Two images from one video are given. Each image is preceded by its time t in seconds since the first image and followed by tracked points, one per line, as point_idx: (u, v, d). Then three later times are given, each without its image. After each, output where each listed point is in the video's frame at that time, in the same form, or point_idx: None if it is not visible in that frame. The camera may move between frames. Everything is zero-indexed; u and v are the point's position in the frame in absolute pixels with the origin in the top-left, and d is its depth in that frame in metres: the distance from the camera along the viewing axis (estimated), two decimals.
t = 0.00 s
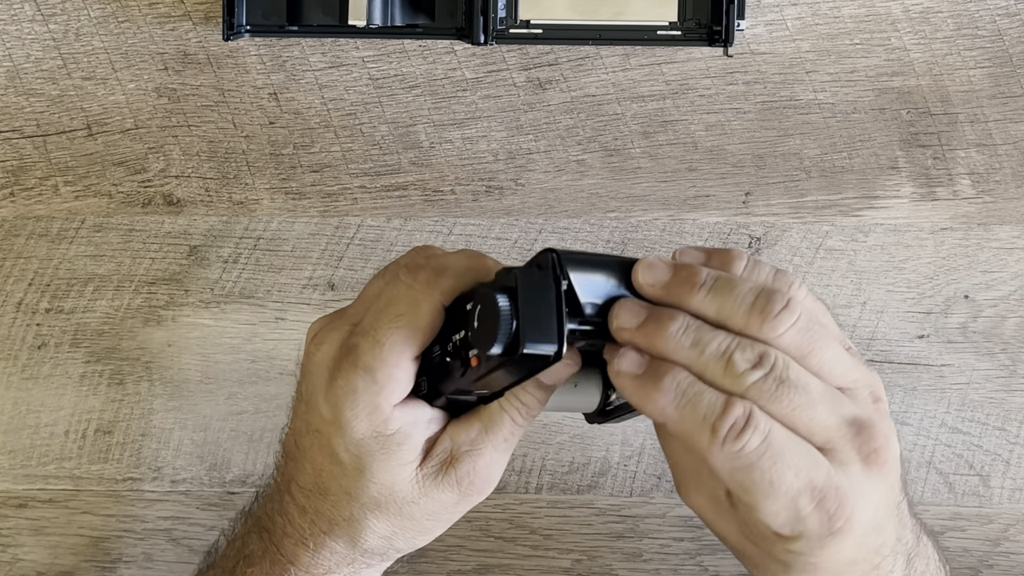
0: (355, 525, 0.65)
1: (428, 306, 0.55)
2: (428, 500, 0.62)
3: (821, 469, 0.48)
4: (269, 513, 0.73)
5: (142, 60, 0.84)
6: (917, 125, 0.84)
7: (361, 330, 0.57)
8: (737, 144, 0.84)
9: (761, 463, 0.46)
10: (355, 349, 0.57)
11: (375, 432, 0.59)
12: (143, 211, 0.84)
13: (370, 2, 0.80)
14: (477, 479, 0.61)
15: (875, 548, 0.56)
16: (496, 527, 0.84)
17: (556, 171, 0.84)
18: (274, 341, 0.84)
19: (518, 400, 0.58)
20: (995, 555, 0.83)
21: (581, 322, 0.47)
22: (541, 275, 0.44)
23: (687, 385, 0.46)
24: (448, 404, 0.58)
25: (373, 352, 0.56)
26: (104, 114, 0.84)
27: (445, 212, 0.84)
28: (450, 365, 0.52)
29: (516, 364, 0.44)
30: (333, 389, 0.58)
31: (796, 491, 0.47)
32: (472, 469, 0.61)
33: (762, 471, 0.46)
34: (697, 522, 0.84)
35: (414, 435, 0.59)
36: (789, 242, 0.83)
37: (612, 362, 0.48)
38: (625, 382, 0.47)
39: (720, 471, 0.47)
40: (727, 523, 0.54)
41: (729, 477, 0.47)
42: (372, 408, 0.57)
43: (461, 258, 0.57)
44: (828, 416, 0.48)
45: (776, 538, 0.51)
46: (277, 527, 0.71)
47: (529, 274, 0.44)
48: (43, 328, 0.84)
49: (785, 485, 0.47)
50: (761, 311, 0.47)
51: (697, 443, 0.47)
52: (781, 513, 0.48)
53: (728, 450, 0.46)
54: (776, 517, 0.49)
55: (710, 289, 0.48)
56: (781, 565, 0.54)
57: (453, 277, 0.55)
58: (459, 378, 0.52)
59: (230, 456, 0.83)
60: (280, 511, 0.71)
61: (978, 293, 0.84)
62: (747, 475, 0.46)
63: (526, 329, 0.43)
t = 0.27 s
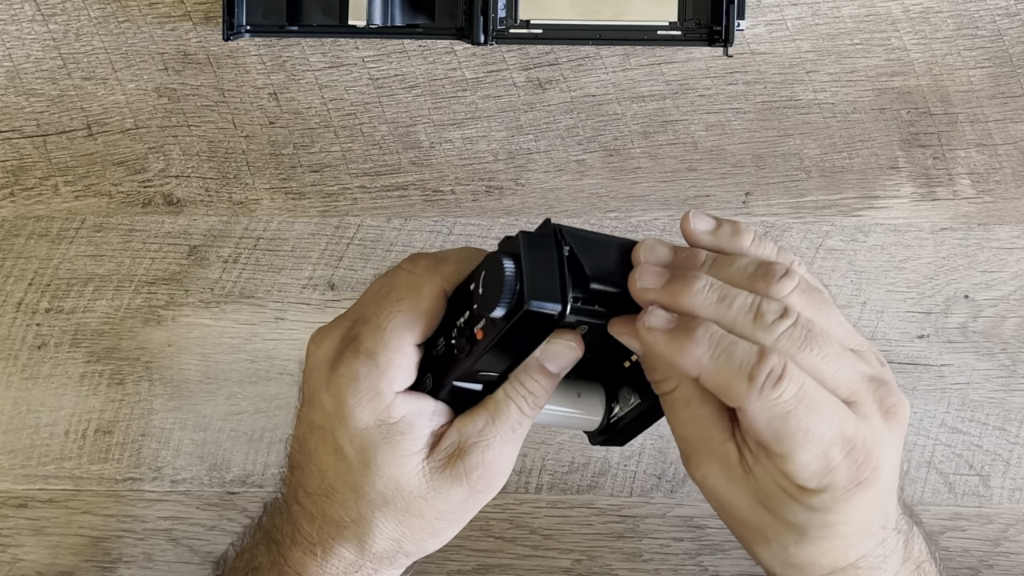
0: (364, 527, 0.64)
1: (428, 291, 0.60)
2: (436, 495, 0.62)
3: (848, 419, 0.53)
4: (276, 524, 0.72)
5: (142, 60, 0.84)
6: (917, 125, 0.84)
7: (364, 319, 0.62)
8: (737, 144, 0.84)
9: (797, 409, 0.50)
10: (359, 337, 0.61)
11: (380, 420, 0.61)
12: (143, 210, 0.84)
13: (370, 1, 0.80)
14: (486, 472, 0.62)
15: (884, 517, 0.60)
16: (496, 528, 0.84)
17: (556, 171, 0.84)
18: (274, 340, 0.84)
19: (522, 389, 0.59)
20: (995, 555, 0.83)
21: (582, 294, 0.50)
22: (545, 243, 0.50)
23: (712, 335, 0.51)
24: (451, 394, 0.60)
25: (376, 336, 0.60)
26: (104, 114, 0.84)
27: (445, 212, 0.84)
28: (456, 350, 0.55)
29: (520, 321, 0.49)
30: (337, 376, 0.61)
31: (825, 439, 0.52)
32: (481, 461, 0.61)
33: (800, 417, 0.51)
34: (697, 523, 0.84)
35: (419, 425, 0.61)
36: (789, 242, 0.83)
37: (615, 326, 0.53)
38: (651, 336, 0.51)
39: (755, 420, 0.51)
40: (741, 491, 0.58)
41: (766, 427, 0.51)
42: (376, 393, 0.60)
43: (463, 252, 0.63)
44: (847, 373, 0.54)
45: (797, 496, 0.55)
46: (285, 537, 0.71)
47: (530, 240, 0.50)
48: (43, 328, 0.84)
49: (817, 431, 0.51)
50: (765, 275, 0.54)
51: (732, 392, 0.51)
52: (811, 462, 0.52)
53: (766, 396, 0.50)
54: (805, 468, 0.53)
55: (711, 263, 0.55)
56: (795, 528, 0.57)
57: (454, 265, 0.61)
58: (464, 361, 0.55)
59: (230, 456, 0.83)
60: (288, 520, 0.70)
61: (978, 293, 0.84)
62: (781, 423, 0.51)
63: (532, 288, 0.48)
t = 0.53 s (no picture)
0: (366, 523, 0.64)
1: (426, 281, 0.62)
2: (439, 487, 0.62)
3: (833, 404, 0.53)
4: (277, 527, 0.72)
5: (142, 60, 0.84)
6: (917, 125, 0.84)
7: (363, 311, 0.63)
8: (737, 144, 0.84)
9: (781, 392, 0.51)
10: (359, 328, 0.62)
11: (382, 410, 0.61)
12: (143, 210, 0.84)
13: (370, 1, 0.80)
14: (488, 462, 0.62)
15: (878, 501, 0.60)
16: (496, 528, 0.84)
17: (556, 171, 0.84)
18: (274, 340, 0.84)
19: (522, 377, 0.60)
20: (995, 555, 0.83)
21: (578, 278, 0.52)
22: (542, 226, 0.52)
23: (700, 318, 0.52)
24: (450, 385, 0.61)
25: (376, 326, 0.61)
26: (104, 114, 0.84)
27: (445, 212, 0.84)
28: (456, 338, 0.57)
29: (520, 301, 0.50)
30: (336, 368, 0.62)
31: (810, 423, 0.52)
32: (482, 451, 0.61)
33: (784, 401, 0.51)
34: (697, 523, 0.84)
35: (421, 415, 0.62)
36: (789, 242, 0.83)
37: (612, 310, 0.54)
38: (638, 317, 0.53)
39: (740, 400, 0.51)
40: (732, 473, 0.58)
41: (751, 408, 0.51)
42: (377, 383, 0.61)
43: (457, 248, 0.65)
44: (834, 358, 0.56)
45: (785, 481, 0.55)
46: (285, 538, 0.70)
47: (528, 223, 0.52)
48: (43, 328, 0.84)
49: (803, 416, 0.51)
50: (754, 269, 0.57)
51: (718, 372, 0.52)
52: (795, 445, 0.53)
53: (750, 377, 0.50)
54: (790, 451, 0.53)
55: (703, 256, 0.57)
56: (784, 513, 0.57)
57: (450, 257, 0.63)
58: (464, 349, 0.56)
59: (230, 456, 0.83)
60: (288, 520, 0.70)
61: (978, 293, 0.84)
62: (765, 405, 0.51)
63: (531, 268, 0.50)
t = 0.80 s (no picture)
0: (368, 519, 0.64)
1: (426, 274, 0.62)
2: (441, 480, 0.62)
3: (826, 359, 0.54)
4: (278, 528, 0.72)
5: (142, 60, 0.84)
6: (917, 125, 0.84)
7: (364, 305, 0.63)
8: (737, 144, 0.84)
9: (783, 345, 0.51)
10: (361, 322, 0.63)
11: (383, 401, 0.62)
12: (143, 211, 0.84)
13: (370, 1, 0.80)
14: (489, 454, 0.62)
15: (870, 485, 0.61)
16: (496, 528, 0.84)
17: (556, 171, 0.84)
18: (274, 340, 0.84)
19: (524, 368, 0.60)
20: (995, 555, 0.83)
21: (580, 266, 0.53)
22: (543, 215, 0.54)
23: (704, 272, 0.52)
24: (452, 377, 0.62)
25: (377, 319, 0.62)
26: (104, 114, 0.84)
27: (445, 212, 0.84)
28: (458, 329, 0.58)
29: (521, 283, 0.52)
30: (339, 361, 0.62)
31: (808, 378, 0.52)
32: (484, 442, 0.62)
33: (782, 354, 0.51)
34: (697, 523, 0.84)
35: (423, 407, 0.62)
36: (789, 242, 0.83)
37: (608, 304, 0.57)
38: (643, 266, 0.53)
39: (741, 354, 0.51)
40: (728, 459, 0.59)
41: (750, 362, 0.51)
42: (378, 373, 0.61)
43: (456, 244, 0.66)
44: (820, 319, 0.57)
45: (783, 449, 0.56)
46: (287, 539, 0.70)
47: (528, 210, 0.54)
48: (43, 328, 0.84)
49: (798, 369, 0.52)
50: (752, 232, 0.57)
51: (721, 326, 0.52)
52: (794, 405, 0.53)
53: (751, 329, 0.51)
54: (789, 411, 0.53)
55: (698, 221, 0.58)
56: (783, 490, 0.58)
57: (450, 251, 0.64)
58: (466, 338, 0.57)
59: (231, 456, 0.83)
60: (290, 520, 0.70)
61: (978, 293, 0.84)
62: (765, 356, 0.51)
63: (532, 252, 0.51)
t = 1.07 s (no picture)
0: (370, 513, 0.64)
1: (429, 268, 0.63)
2: (443, 473, 0.62)
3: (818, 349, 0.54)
4: (279, 526, 0.71)
5: (142, 60, 0.84)
6: (917, 125, 0.84)
7: (368, 299, 0.64)
8: (737, 144, 0.84)
9: (769, 334, 0.52)
10: (365, 315, 0.63)
11: (386, 394, 0.62)
12: (143, 211, 0.84)
13: (370, 1, 0.80)
14: (492, 447, 0.62)
15: (864, 485, 0.60)
16: (496, 528, 0.84)
17: (556, 171, 0.84)
18: (274, 340, 0.84)
19: (524, 361, 0.60)
20: (995, 556, 0.83)
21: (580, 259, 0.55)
22: (544, 207, 0.54)
23: (682, 274, 0.55)
24: (454, 370, 0.62)
25: (381, 311, 0.62)
26: (104, 114, 0.84)
27: (445, 212, 0.84)
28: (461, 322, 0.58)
29: (524, 273, 0.52)
30: (344, 354, 0.63)
31: (798, 367, 0.52)
32: (486, 435, 0.62)
33: (768, 344, 0.52)
34: (697, 523, 0.84)
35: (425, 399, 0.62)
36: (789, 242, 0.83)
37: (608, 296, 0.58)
38: (626, 279, 0.55)
39: (728, 347, 0.52)
40: (726, 451, 0.58)
41: (736, 353, 0.52)
42: (382, 365, 0.62)
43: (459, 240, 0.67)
44: (816, 314, 0.57)
45: (775, 442, 0.55)
46: (287, 535, 0.69)
47: (529, 201, 0.54)
48: (43, 328, 0.84)
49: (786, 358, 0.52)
50: (752, 231, 0.59)
51: (706, 321, 0.53)
52: (783, 396, 0.53)
53: (736, 322, 0.52)
54: (779, 402, 0.53)
55: (701, 221, 0.60)
56: (778, 483, 0.57)
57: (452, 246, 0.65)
58: (468, 330, 0.57)
59: (230, 456, 0.83)
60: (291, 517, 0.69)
61: (979, 293, 0.84)
62: (751, 346, 0.52)
63: (535, 241, 0.51)
